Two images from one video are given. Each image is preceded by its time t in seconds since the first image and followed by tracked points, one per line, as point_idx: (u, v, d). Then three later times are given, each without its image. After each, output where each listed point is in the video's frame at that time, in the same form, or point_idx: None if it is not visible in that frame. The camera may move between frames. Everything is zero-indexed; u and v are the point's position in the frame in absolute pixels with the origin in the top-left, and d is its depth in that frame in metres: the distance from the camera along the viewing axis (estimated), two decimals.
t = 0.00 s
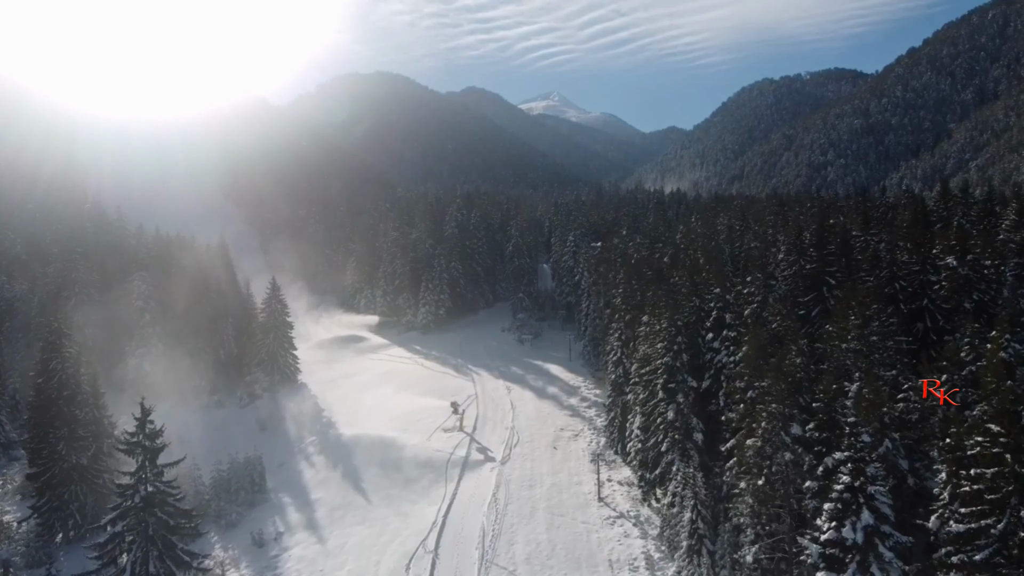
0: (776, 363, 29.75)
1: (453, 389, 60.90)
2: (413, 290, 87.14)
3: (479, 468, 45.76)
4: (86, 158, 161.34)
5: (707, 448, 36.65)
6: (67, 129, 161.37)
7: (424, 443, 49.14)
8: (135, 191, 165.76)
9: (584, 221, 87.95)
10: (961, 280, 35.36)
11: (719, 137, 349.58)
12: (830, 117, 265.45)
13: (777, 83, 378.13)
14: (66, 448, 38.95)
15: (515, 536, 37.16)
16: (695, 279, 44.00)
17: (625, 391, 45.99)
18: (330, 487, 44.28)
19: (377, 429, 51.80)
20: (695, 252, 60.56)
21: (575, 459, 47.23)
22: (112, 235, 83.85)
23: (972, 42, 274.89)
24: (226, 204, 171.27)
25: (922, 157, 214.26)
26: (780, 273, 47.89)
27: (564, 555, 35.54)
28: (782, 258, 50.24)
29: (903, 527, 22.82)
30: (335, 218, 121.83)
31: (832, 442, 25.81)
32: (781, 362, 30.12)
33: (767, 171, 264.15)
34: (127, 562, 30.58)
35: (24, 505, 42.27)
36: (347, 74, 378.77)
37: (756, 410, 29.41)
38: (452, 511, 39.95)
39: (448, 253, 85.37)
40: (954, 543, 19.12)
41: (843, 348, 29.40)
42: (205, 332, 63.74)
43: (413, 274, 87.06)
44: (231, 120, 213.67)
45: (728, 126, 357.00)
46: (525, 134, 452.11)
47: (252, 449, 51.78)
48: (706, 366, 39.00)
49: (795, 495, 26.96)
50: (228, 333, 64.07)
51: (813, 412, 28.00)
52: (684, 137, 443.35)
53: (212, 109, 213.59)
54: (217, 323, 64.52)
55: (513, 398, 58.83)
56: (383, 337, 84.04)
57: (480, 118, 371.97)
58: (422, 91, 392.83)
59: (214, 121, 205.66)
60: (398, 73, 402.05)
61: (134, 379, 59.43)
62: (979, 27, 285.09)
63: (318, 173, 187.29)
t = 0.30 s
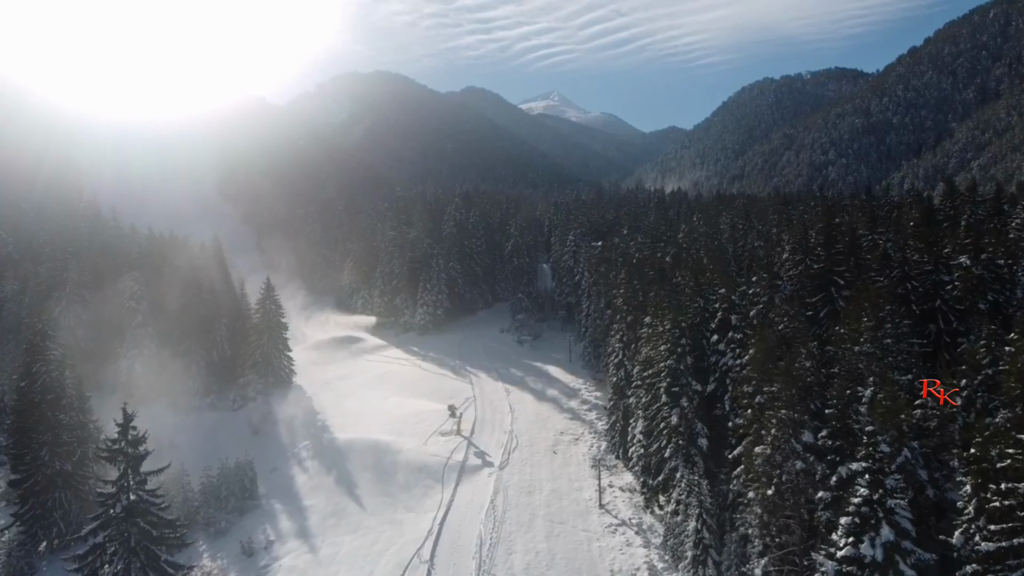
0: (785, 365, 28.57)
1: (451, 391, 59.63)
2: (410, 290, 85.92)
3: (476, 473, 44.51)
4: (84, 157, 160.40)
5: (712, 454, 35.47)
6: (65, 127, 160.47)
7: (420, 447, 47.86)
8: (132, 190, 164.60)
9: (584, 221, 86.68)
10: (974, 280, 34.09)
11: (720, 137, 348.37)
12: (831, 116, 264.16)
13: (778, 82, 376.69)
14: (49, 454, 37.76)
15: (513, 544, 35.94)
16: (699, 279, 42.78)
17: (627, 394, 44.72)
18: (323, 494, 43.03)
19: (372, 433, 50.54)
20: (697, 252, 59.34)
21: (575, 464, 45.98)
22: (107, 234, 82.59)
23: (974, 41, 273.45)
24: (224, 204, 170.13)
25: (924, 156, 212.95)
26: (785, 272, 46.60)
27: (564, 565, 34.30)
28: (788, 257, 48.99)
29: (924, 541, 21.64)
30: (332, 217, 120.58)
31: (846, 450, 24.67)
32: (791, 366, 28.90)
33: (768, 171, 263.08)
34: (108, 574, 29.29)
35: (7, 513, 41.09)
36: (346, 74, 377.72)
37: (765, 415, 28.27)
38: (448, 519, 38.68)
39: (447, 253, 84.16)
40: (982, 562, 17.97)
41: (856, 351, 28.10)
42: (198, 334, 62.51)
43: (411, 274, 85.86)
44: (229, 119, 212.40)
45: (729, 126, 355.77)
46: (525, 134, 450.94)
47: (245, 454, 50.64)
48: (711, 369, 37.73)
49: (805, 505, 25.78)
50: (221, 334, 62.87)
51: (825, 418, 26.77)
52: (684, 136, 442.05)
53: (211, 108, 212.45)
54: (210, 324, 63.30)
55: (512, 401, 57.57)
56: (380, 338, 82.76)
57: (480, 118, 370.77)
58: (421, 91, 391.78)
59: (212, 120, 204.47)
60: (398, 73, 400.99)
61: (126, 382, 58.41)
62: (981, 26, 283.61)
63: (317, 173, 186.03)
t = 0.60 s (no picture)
0: (796, 369, 27.26)
1: (448, 394, 58.27)
2: (408, 290, 84.59)
3: (474, 479, 43.14)
4: (81, 154, 159.03)
5: (717, 461, 34.14)
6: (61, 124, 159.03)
7: (416, 452, 46.51)
8: (128, 189, 163.31)
9: (585, 220, 85.30)
10: (991, 280, 32.58)
11: (720, 136, 347.07)
12: (832, 115, 262.78)
13: (778, 82, 375.19)
14: (30, 460, 36.10)
15: (511, 554, 34.52)
16: (704, 279, 41.41)
17: (629, 397, 43.39)
18: (315, 501, 41.62)
19: (366, 438, 49.18)
20: (700, 251, 57.98)
21: (575, 470, 44.59)
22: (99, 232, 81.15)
23: (975, 41, 272.20)
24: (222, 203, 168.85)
25: (926, 156, 211.63)
26: (792, 272, 45.20)
27: None
28: (794, 257, 47.69)
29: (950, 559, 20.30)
30: (329, 216, 119.20)
31: (863, 460, 23.32)
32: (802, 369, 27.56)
33: (768, 170, 261.64)
34: None
35: None
36: (346, 73, 376.22)
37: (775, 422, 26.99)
38: (443, 527, 37.29)
39: (445, 253, 82.85)
40: None
41: (870, 354, 26.74)
42: (191, 335, 61.30)
43: (408, 274, 84.46)
44: (227, 117, 210.89)
45: (729, 125, 354.41)
46: (525, 133, 449.34)
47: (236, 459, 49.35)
48: (716, 373, 36.37)
49: (819, 518, 24.42)
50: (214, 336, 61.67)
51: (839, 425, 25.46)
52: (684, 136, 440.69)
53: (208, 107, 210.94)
54: (202, 325, 62.09)
55: (511, 404, 56.19)
56: (377, 339, 81.34)
57: (479, 117, 369.18)
58: (421, 90, 390.12)
59: (209, 119, 203.07)
60: (398, 72, 399.41)
61: (117, 384, 57.32)
62: (982, 25, 282.61)
63: (315, 172, 184.81)
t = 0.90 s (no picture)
0: (808, 373, 26.07)
1: (446, 397, 56.93)
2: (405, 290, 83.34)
3: (471, 484, 41.91)
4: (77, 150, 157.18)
5: (723, 468, 32.94)
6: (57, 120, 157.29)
7: (412, 456, 45.31)
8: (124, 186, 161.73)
9: (585, 219, 83.99)
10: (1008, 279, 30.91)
11: (720, 136, 345.89)
12: (833, 115, 261.39)
13: (779, 82, 373.72)
14: (10, 466, 34.68)
15: (509, 564, 33.25)
16: (708, 279, 40.15)
17: (631, 401, 42.11)
18: (307, 508, 40.37)
19: (361, 442, 47.93)
20: (704, 250, 56.68)
21: (576, 475, 43.31)
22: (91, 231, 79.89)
23: (977, 40, 270.94)
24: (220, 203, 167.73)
25: (928, 155, 210.51)
26: (799, 272, 43.94)
27: None
28: (801, 256, 46.41)
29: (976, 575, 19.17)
30: (328, 216, 118.02)
31: (880, 470, 22.14)
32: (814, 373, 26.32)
33: (770, 170, 260.06)
34: None
35: None
36: (345, 72, 374.46)
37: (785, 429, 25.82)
38: (439, 536, 36.07)
39: (443, 252, 81.57)
40: None
41: (886, 357, 25.46)
42: (183, 337, 60.20)
43: (406, 273, 83.18)
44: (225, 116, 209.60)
45: (730, 124, 353.06)
46: (525, 133, 447.67)
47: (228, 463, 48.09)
48: (722, 376, 35.13)
49: (833, 530, 23.25)
50: (207, 337, 60.54)
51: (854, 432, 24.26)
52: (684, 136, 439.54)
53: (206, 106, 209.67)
54: (195, 326, 60.94)
55: (510, 407, 54.93)
56: (374, 340, 80.07)
57: (479, 117, 367.86)
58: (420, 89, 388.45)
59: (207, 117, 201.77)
60: (397, 71, 397.80)
61: (108, 386, 56.31)
62: (983, 24, 281.56)
63: (313, 171, 183.64)
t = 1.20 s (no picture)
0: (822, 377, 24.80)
1: (443, 400, 55.49)
2: (403, 290, 81.95)
3: (468, 491, 40.55)
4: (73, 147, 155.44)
5: (730, 475, 31.62)
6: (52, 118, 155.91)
7: (407, 461, 43.97)
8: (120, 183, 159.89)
9: (586, 218, 82.69)
10: None
11: (721, 135, 344.53)
12: (835, 114, 260.24)
13: (780, 81, 372.34)
14: None
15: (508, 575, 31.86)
16: (714, 279, 38.77)
17: (634, 405, 40.71)
18: (298, 516, 39.03)
19: (354, 447, 46.47)
20: (707, 250, 55.37)
21: (576, 482, 41.94)
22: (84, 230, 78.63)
23: (978, 39, 269.91)
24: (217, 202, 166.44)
25: (930, 154, 209.20)
26: (807, 273, 42.47)
27: None
28: (808, 256, 45.00)
29: None
30: (325, 215, 116.69)
31: (902, 482, 20.80)
32: (828, 378, 24.94)
33: (771, 169, 258.70)
34: None
35: None
36: (344, 72, 373.14)
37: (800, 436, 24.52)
38: (435, 545, 34.70)
39: (441, 252, 80.17)
40: None
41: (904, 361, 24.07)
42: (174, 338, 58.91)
43: (403, 274, 81.88)
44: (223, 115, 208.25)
45: (731, 124, 351.64)
46: (525, 133, 446.44)
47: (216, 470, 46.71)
48: (728, 380, 33.77)
49: (850, 545, 21.92)
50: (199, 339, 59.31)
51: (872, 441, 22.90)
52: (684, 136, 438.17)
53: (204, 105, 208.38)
54: (187, 327, 59.68)
55: (508, 410, 53.56)
56: (371, 342, 78.69)
57: (479, 117, 366.47)
58: (420, 89, 387.20)
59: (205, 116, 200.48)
60: (397, 71, 396.71)
61: (99, 389, 55.60)
62: (985, 23, 280.22)
63: (311, 171, 182.31)
